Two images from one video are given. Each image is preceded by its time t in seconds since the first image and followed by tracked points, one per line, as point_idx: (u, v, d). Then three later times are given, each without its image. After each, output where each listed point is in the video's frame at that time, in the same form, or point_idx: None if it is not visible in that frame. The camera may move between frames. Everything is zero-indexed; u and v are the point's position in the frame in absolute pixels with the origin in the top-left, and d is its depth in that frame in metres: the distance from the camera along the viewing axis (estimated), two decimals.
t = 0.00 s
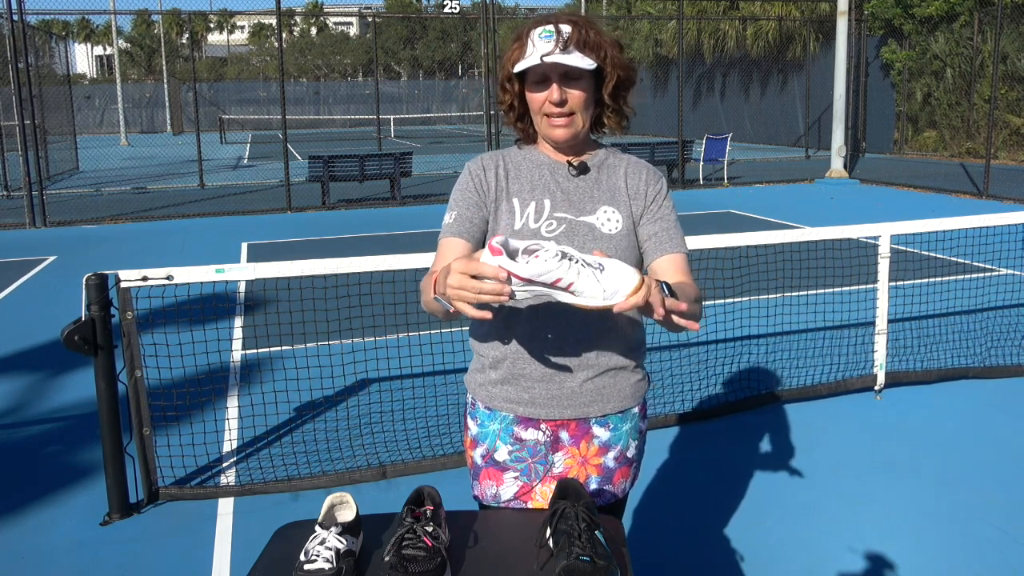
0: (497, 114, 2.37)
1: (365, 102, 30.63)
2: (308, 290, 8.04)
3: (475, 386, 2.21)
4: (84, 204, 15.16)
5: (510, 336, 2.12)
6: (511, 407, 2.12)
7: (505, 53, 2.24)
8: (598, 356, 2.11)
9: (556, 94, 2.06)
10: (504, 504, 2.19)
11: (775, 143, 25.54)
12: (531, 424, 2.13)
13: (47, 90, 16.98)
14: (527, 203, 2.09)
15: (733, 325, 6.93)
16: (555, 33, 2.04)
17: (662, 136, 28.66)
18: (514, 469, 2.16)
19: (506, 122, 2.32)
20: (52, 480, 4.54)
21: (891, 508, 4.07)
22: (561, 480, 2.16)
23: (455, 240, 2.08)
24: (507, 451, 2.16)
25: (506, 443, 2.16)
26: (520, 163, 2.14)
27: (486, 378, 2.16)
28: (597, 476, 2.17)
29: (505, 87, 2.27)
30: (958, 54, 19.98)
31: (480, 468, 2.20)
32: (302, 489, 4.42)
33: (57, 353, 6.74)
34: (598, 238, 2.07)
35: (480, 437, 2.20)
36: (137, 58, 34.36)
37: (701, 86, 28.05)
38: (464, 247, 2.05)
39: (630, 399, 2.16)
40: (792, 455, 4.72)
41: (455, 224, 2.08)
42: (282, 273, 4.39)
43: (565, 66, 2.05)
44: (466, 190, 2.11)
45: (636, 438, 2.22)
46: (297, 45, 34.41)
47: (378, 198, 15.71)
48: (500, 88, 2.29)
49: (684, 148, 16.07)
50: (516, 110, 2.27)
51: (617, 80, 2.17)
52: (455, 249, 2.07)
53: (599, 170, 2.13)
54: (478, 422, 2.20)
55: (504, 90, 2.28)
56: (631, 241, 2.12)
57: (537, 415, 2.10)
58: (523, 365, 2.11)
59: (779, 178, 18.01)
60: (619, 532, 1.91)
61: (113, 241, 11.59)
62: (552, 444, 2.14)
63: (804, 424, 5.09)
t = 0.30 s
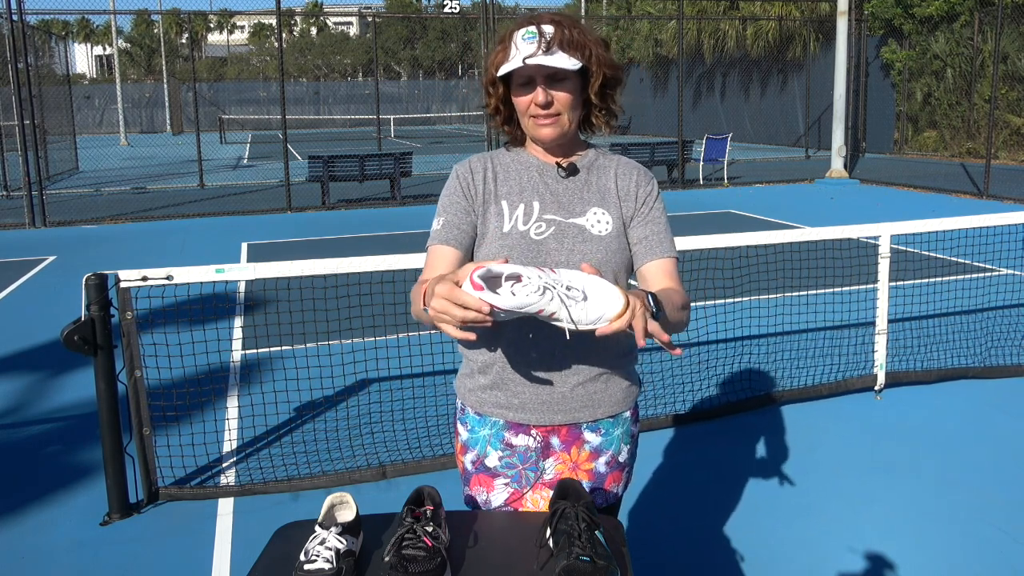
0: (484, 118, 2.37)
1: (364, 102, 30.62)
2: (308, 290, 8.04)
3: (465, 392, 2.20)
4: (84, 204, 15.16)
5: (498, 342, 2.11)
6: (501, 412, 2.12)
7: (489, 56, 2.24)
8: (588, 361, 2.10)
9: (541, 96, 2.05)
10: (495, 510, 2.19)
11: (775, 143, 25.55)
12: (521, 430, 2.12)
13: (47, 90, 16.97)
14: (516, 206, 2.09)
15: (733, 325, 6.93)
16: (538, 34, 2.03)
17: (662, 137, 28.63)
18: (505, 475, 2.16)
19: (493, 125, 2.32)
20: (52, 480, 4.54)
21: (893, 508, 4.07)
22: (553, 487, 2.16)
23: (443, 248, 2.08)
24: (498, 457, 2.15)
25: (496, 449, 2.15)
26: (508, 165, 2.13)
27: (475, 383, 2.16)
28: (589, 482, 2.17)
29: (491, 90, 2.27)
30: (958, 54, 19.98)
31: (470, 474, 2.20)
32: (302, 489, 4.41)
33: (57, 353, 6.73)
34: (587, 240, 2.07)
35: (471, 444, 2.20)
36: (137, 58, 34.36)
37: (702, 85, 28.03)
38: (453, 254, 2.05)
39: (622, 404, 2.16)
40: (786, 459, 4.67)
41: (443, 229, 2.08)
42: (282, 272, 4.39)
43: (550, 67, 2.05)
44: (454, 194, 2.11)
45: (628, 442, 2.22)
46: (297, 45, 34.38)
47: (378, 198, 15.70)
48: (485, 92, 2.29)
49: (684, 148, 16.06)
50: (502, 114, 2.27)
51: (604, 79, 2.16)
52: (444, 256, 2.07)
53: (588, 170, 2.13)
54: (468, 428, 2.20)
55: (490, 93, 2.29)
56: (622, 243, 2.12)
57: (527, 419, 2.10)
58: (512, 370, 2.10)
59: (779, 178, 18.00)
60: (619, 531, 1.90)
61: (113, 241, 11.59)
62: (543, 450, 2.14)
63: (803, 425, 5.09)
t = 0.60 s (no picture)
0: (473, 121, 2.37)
1: (364, 102, 30.62)
2: (309, 290, 8.04)
3: (457, 395, 2.20)
4: (84, 204, 15.16)
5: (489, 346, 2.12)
6: (493, 416, 2.12)
7: (478, 59, 2.24)
8: (580, 363, 2.11)
9: (531, 99, 2.05)
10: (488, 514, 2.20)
11: (775, 143, 25.55)
12: (514, 433, 2.13)
13: (47, 90, 16.97)
14: (506, 209, 2.09)
15: (733, 325, 6.94)
16: (527, 35, 2.03)
17: (662, 137, 28.64)
18: (498, 479, 2.17)
19: (483, 128, 2.32)
20: (52, 480, 4.54)
21: (892, 508, 4.08)
22: (546, 490, 2.17)
23: (432, 253, 2.08)
24: (491, 461, 2.16)
25: (489, 453, 2.16)
26: (498, 167, 2.14)
27: (468, 387, 2.16)
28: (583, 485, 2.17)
29: (479, 92, 2.27)
30: (958, 54, 19.98)
31: (464, 478, 2.21)
32: (302, 489, 4.42)
33: (57, 353, 6.73)
34: (579, 241, 2.07)
35: (463, 447, 2.20)
36: (137, 57, 34.35)
37: (702, 86, 28.04)
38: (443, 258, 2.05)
39: (615, 406, 2.16)
40: (782, 461, 4.65)
41: (432, 233, 2.09)
42: (282, 273, 4.39)
43: (538, 69, 2.05)
44: (444, 197, 2.11)
45: (622, 445, 2.22)
46: (297, 45, 34.40)
47: (378, 198, 15.70)
48: (474, 94, 2.29)
49: (684, 148, 16.07)
50: (490, 115, 2.27)
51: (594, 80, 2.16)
52: (433, 260, 2.07)
53: (579, 171, 2.13)
54: (461, 432, 2.20)
55: (479, 95, 2.29)
56: (614, 244, 2.12)
57: (520, 423, 2.10)
58: (504, 374, 2.11)
59: (779, 178, 18.00)
60: (619, 531, 1.91)
61: (114, 241, 11.59)
62: (537, 453, 2.14)
63: (802, 425, 5.09)
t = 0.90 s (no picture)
0: (466, 123, 2.37)
1: (365, 102, 30.63)
2: (308, 290, 8.04)
3: (453, 398, 2.20)
4: (84, 204, 15.16)
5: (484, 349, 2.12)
6: (490, 419, 2.12)
7: (469, 62, 2.24)
8: (576, 365, 2.10)
9: (524, 104, 2.05)
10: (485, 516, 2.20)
11: (774, 143, 25.56)
12: (510, 436, 2.12)
13: (47, 90, 16.98)
14: (500, 211, 2.10)
15: (733, 325, 6.94)
16: (519, 39, 2.03)
17: (662, 137, 28.63)
18: (495, 482, 2.17)
19: (476, 131, 2.32)
20: (52, 480, 4.54)
21: (892, 508, 4.08)
22: (544, 492, 2.17)
23: (425, 257, 2.08)
24: (488, 463, 2.16)
25: (485, 456, 2.16)
26: (491, 170, 2.14)
27: (464, 390, 2.16)
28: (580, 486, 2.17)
29: (471, 95, 2.27)
30: (958, 54, 19.98)
31: (460, 480, 2.21)
32: (302, 489, 4.41)
33: (57, 353, 6.73)
34: (574, 243, 2.07)
35: (459, 450, 2.20)
36: (137, 57, 34.38)
37: (702, 85, 28.04)
38: (435, 263, 2.06)
39: (612, 408, 2.16)
40: (780, 462, 4.65)
41: (426, 238, 2.09)
42: (282, 272, 4.39)
43: (531, 73, 2.05)
44: (436, 201, 2.11)
45: (619, 446, 2.22)
46: (297, 45, 34.40)
47: (378, 198, 15.70)
48: (466, 97, 2.29)
49: (684, 148, 16.07)
50: (483, 118, 2.27)
51: (588, 82, 2.16)
52: (426, 264, 2.07)
53: (573, 171, 2.13)
54: (457, 434, 2.20)
55: (471, 98, 2.29)
56: (608, 245, 2.12)
57: (516, 426, 2.10)
58: (499, 377, 2.11)
59: (779, 178, 18.00)
60: (619, 531, 1.90)
61: (114, 241, 11.59)
62: (533, 456, 2.14)
63: (801, 425, 5.09)
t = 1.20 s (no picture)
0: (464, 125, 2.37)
1: (365, 102, 30.63)
2: (308, 290, 8.05)
3: (452, 399, 2.20)
4: (84, 204, 15.16)
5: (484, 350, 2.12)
6: (489, 420, 2.12)
7: (468, 63, 2.24)
8: (575, 365, 2.10)
9: (524, 106, 2.06)
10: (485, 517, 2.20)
11: (774, 143, 25.58)
12: (510, 438, 2.12)
13: (48, 90, 16.98)
14: (498, 213, 2.10)
15: (733, 325, 6.95)
16: (519, 40, 2.03)
17: (662, 136, 28.62)
18: (494, 483, 2.17)
19: (474, 132, 2.31)
20: (52, 480, 4.54)
21: (893, 508, 4.07)
22: (544, 493, 2.17)
23: (424, 262, 2.09)
24: (488, 464, 2.16)
25: (485, 457, 2.16)
26: (489, 171, 2.14)
27: (464, 392, 2.16)
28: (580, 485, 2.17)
29: (470, 96, 2.27)
30: (958, 54, 19.99)
31: (460, 481, 2.21)
32: (302, 489, 4.42)
33: (57, 354, 6.73)
34: (573, 245, 2.08)
35: (459, 451, 2.20)
36: (137, 57, 34.39)
37: (702, 85, 28.06)
38: (434, 266, 2.07)
39: (612, 409, 2.17)
40: (780, 463, 4.64)
41: (423, 242, 2.09)
42: (282, 272, 4.39)
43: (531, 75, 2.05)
44: (434, 203, 2.11)
45: (619, 446, 2.22)
46: (297, 45, 34.40)
47: (378, 198, 15.70)
48: (465, 98, 2.29)
49: (684, 148, 16.07)
50: (481, 120, 2.27)
51: (588, 83, 2.16)
52: (426, 268, 2.08)
53: (571, 173, 2.13)
54: (457, 436, 2.20)
55: (469, 100, 2.29)
56: (607, 246, 2.12)
57: (516, 428, 2.11)
58: (499, 378, 2.11)
59: (779, 178, 18.00)
60: (619, 531, 1.90)
61: (114, 241, 11.59)
62: (533, 456, 2.14)
63: (800, 425, 5.09)
